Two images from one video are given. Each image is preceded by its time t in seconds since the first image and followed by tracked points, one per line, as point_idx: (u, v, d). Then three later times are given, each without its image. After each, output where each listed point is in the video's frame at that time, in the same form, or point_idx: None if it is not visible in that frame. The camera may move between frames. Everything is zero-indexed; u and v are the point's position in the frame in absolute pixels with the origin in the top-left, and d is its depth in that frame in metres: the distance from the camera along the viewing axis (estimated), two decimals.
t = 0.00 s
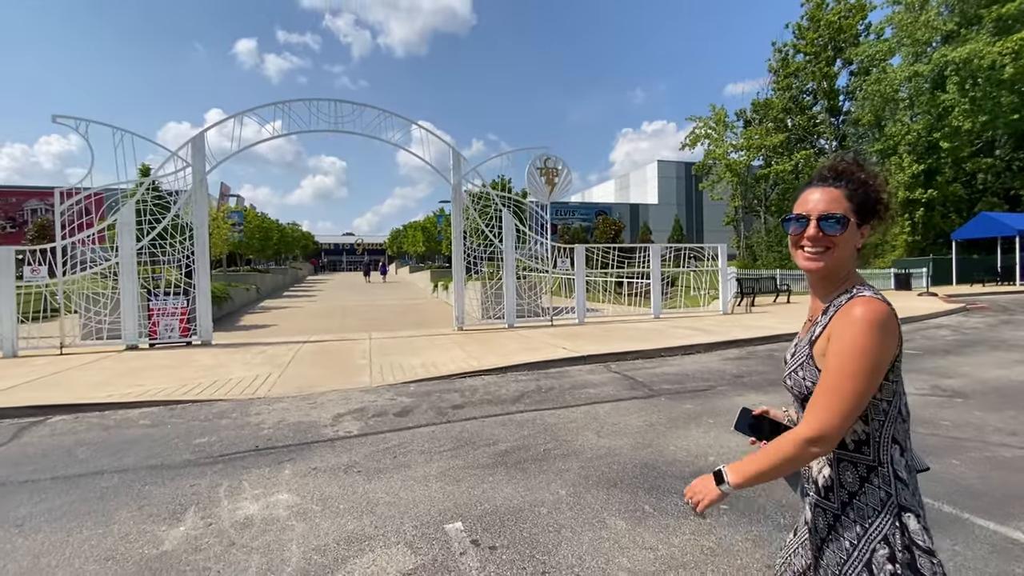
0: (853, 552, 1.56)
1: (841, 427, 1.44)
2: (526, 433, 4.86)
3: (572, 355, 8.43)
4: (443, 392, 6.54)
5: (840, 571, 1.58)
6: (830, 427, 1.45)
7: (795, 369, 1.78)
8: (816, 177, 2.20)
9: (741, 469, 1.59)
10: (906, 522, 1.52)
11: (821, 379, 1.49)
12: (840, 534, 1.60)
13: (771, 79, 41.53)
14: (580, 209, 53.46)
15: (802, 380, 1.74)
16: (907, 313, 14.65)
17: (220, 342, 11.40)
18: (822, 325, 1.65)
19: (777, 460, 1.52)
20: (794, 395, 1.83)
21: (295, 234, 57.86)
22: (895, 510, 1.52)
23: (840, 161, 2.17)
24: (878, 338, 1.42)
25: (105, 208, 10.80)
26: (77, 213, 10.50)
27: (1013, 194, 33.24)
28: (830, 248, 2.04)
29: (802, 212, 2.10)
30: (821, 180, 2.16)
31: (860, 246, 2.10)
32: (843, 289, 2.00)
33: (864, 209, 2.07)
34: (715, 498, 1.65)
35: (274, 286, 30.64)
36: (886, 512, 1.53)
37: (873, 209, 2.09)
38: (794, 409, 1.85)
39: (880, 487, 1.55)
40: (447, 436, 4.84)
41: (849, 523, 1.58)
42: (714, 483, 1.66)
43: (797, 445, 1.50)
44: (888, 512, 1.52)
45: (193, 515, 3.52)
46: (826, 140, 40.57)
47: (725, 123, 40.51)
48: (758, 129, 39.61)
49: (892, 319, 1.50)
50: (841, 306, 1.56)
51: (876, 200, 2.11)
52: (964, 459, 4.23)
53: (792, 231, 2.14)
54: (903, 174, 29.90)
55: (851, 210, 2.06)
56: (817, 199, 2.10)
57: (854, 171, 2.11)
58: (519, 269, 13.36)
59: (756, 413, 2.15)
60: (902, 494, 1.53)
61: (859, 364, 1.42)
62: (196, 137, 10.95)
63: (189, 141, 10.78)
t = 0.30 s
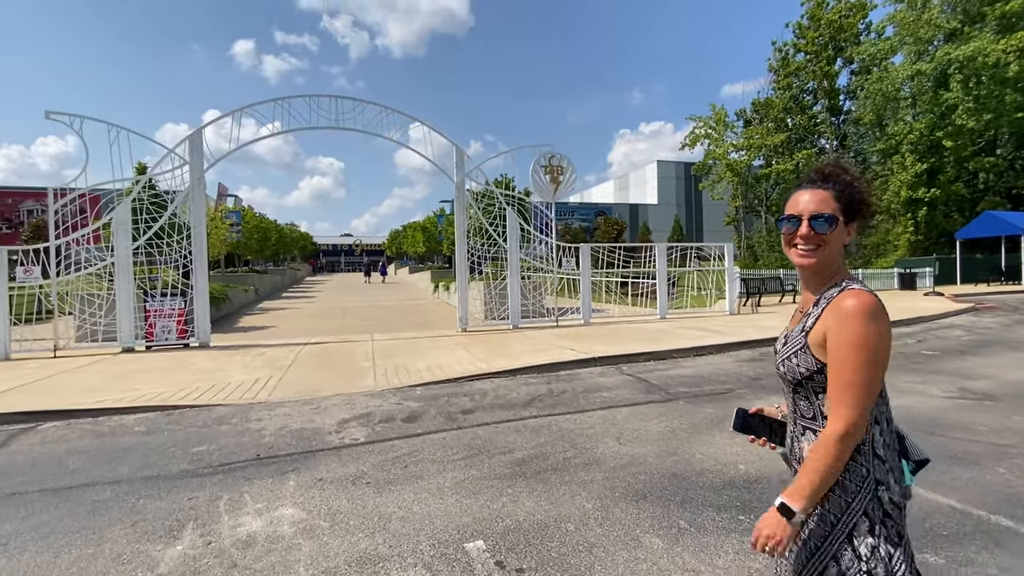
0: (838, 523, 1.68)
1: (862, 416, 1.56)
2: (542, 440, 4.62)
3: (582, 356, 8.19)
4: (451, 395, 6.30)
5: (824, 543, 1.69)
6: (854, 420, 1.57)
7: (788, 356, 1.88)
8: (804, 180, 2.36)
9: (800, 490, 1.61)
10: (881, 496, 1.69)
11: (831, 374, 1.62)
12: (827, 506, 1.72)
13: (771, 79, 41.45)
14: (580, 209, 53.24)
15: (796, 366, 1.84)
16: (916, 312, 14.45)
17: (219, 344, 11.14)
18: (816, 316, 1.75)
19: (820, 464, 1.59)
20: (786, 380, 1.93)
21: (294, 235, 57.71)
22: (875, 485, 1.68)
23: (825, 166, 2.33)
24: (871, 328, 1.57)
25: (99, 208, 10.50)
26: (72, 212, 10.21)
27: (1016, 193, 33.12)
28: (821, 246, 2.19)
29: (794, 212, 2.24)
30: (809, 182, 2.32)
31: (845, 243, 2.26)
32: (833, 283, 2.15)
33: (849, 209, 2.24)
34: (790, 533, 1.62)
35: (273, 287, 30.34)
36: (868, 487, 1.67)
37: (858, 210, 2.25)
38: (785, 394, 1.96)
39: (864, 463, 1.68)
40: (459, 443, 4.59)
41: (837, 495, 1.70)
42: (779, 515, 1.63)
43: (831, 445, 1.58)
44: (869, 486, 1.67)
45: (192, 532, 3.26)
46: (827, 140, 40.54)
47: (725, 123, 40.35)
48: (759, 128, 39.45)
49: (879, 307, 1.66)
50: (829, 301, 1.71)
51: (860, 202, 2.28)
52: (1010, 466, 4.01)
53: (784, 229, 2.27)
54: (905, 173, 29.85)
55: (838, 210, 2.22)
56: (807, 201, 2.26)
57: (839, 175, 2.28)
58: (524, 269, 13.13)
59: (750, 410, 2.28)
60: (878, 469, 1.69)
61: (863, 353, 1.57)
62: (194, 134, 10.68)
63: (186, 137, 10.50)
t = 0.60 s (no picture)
0: (802, 506, 1.74)
1: (916, 402, 1.49)
2: (556, 450, 4.39)
3: (590, 358, 7.96)
4: (457, 401, 6.07)
5: (781, 520, 1.78)
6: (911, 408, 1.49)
7: (778, 357, 1.81)
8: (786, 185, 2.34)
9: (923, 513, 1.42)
10: (856, 492, 1.62)
11: (866, 374, 1.52)
12: (793, 490, 1.78)
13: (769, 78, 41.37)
14: (578, 208, 53.04)
15: (786, 367, 1.77)
16: (922, 312, 14.30)
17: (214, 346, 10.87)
18: (807, 320, 1.70)
19: (926, 473, 1.43)
20: (774, 378, 1.87)
21: (290, 234, 57.52)
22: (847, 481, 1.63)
23: (806, 170, 2.32)
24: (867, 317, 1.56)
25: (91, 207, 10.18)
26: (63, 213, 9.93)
27: (1014, 192, 33.17)
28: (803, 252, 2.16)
29: (775, 219, 2.22)
30: (790, 188, 2.31)
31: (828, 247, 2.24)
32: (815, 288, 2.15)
33: (831, 213, 2.22)
34: (952, 568, 1.38)
35: (270, 287, 30.01)
36: (836, 479, 1.65)
37: (841, 213, 2.23)
38: (773, 390, 1.90)
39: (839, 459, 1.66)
40: (470, 454, 4.35)
41: (802, 482, 1.75)
42: (922, 547, 1.42)
43: (914, 445, 1.45)
44: (836, 479, 1.64)
45: (186, 555, 3.02)
46: (825, 139, 40.53)
47: (724, 121, 40.25)
48: (758, 127, 39.37)
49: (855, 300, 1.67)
50: (816, 306, 1.67)
51: (842, 205, 2.26)
52: None
53: (765, 236, 2.26)
54: (904, 172, 29.86)
55: (820, 214, 2.20)
56: (788, 207, 2.24)
57: (820, 178, 2.26)
58: (526, 268, 12.90)
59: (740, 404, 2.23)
60: (855, 465, 1.63)
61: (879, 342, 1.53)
62: (189, 131, 10.39)
63: (181, 134, 10.22)
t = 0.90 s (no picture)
0: (765, 506, 1.67)
1: (848, 412, 1.46)
2: (567, 457, 4.12)
3: (594, 358, 7.72)
4: (458, 404, 5.81)
5: (751, 520, 1.69)
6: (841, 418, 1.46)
7: (739, 351, 1.78)
8: (760, 181, 2.38)
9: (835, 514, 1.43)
10: (815, 485, 1.58)
11: (804, 378, 1.50)
12: (756, 489, 1.70)
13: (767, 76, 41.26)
14: (575, 207, 52.81)
15: (744, 361, 1.74)
16: (927, 310, 14.13)
17: (206, 347, 10.55)
18: (768, 317, 1.65)
19: (839, 480, 1.44)
20: (734, 371, 1.84)
21: (285, 234, 57.00)
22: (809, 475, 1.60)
23: (780, 166, 2.35)
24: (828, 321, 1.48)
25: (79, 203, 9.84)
26: (48, 212, 9.58)
27: (1011, 189, 33.23)
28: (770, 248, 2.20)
29: (745, 215, 2.27)
30: (761, 184, 2.34)
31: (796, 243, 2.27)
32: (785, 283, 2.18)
33: (799, 209, 2.26)
34: (860, 568, 1.40)
35: (264, 287, 29.58)
36: (796, 474, 1.61)
37: (808, 210, 2.27)
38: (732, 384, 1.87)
39: (797, 454, 1.63)
40: (475, 462, 4.09)
41: (764, 481, 1.68)
42: (834, 548, 1.43)
43: (835, 453, 1.45)
44: (796, 474, 1.60)
45: None
46: (823, 137, 40.48)
47: (721, 120, 40.14)
48: (755, 125, 39.25)
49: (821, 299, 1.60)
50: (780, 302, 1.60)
51: (810, 201, 2.30)
52: None
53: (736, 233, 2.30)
54: (903, 170, 29.80)
55: (790, 211, 2.24)
56: (758, 203, 2.29)
57: (793, 175, 2.29)
58: (526, 267, 12.64)
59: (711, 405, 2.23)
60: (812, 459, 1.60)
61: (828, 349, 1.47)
62: (179, 125, 10.05)
63: (170, 128, 9.89)
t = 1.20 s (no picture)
0: (771, 522, 1.70)
1: (764, 412, 1.61)
2: (578, 471, 3.86)
3: (598, 362, 7.47)
4: (460, 412, 5.55)
5: (760, 540, 1.71)
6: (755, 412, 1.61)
7: (726, 358, 1.91)
8: (740, 181, 2.46)
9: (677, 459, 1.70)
10: (815, 491, 1.69)
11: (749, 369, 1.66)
12: (761, 508, 1.72)
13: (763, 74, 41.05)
14: (572, 206, 52.52)
15: (734, 368, 1.86)
16: (932, 310, 13.95)
17: (196, 350, 10.23)
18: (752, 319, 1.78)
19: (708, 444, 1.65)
20: (725, 381, 1.94)
21: (278, 234, 56.41)
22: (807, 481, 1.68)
23: (760, 167, 2.44)
24: (795, 331, 1.61)
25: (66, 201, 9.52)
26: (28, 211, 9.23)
27: (1008, 188, 33.20)
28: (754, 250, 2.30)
29: (730, 217, 2.35)
30: (743, 187, 2.41)
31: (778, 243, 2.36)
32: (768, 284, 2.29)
33: (780, 211, 2.34)
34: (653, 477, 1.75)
35: (257, 288, 29.10)
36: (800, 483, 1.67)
37: (788, 211, 2.36)
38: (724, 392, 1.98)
39: (796, 462, 1.69)
40: (481, 478, 3.82)
41: (768, 497, 1.71)
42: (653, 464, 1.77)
43: (729, 429, 1.64)
44: (798, 485, 1.68)
45: None
46: (819, 136, 40.37)
47: (718, 118, 39.89)
48: (752, 124, 39.02)
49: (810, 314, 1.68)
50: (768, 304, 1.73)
51: (790, 202, 2.38)
52: None
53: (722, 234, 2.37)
54: (900, 168, 29.64)
55: (771, 213, 2.33)
56: (742, 204, 2.37)
57: (774, 177, 2.36)
58: (525, 267, 12.38)
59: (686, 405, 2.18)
60: (810, 467, 1.70)
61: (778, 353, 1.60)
62: (167, 121, 9.71)
63: (158, 125, 9.55)
